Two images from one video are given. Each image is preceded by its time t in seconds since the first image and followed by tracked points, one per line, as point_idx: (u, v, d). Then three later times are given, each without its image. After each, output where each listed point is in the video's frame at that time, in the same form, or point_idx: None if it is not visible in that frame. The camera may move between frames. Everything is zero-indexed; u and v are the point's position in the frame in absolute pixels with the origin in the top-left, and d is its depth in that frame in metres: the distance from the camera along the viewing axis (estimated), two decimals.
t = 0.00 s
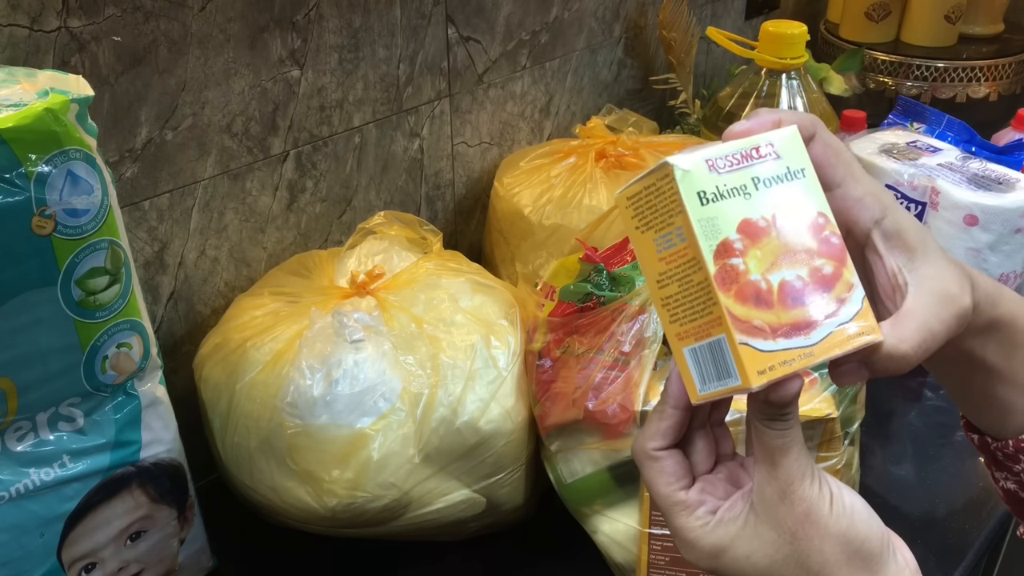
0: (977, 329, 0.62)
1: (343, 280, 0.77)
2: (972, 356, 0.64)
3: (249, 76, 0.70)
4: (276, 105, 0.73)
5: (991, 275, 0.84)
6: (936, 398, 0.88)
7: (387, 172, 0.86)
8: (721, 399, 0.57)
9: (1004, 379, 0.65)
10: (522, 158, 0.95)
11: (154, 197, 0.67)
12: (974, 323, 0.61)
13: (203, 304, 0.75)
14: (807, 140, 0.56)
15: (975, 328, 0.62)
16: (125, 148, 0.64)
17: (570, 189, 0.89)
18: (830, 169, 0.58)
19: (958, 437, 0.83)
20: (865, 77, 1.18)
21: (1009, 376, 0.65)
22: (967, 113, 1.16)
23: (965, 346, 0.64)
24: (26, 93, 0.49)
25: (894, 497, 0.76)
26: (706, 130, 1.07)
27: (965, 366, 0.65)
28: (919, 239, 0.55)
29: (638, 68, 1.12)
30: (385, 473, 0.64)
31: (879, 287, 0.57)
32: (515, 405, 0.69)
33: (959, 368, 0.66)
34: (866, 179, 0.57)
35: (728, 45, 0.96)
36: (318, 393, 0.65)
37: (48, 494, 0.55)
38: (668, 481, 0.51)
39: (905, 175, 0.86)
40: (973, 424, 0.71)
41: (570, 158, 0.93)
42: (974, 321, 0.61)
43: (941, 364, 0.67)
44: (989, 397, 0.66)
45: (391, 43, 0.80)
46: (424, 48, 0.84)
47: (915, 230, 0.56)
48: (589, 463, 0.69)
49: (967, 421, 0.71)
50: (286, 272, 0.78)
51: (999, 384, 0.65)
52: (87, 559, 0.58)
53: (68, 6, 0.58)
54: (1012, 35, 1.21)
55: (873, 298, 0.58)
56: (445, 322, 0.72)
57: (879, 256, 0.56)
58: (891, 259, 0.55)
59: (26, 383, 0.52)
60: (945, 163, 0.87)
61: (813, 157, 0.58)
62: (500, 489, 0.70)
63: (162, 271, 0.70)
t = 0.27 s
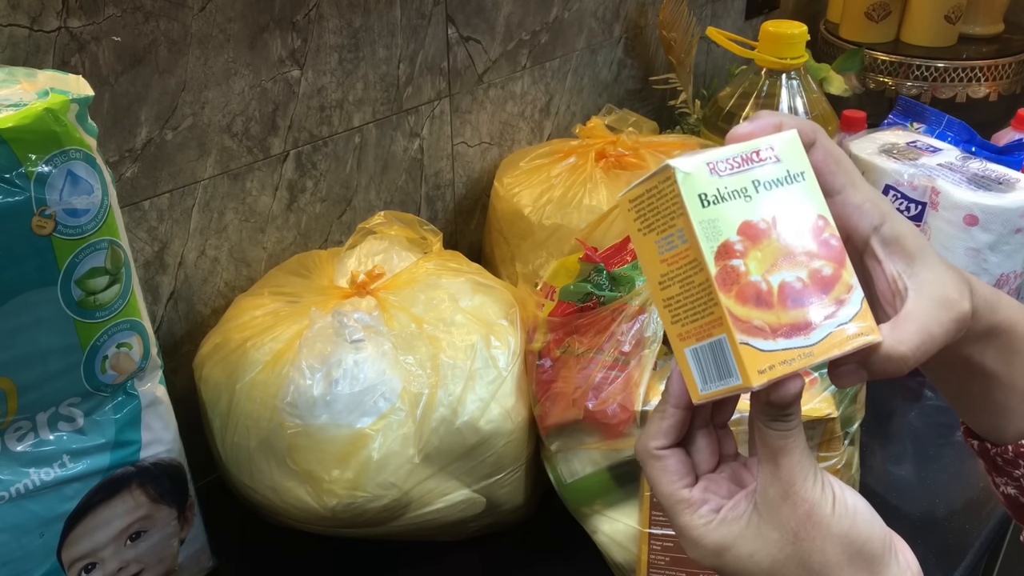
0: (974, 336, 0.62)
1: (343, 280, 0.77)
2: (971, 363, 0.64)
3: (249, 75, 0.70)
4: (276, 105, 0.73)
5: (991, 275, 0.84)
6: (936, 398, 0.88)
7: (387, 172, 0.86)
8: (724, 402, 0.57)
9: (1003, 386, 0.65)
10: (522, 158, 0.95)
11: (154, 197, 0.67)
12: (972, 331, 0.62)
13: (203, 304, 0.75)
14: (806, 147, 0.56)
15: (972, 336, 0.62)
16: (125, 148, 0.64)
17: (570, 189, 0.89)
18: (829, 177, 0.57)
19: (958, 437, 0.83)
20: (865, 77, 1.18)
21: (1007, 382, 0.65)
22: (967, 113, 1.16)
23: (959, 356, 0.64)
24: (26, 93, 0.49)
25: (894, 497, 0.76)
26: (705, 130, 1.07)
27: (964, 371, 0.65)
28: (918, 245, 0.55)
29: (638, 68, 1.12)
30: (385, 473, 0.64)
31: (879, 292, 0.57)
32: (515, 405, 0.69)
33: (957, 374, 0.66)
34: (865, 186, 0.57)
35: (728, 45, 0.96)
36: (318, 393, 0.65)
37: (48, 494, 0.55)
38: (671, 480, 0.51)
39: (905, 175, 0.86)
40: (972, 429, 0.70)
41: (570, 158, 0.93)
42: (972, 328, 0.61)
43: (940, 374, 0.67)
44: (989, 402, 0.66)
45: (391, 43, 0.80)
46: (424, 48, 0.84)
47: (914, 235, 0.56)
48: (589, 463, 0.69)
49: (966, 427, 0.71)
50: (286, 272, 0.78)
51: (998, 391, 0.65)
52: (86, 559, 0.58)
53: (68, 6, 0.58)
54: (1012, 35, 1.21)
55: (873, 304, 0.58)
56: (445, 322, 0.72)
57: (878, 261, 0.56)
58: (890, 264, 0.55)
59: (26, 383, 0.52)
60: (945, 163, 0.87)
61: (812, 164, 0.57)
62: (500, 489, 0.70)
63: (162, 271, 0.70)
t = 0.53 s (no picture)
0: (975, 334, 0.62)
1: (343, 280, 0.77)
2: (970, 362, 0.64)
3: (249, 76, 0.70)
4: (276, 105, 0.73)
5: (991, 275, 0.84)
6: (936, 398, 0.88)
7: (387, 172, 0.86)
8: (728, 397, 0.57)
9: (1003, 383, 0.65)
10: (522, 158, 0.95)
11: (154, 197, 0.67)
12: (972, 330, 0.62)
13: (203, 304, 0.75)
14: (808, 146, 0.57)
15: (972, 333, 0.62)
16: (125, 148, 0.64)
17: (570, 189, 0.89)
18: (832, 176, 0.57)
19: (958, 437, 0.83)
20: (865, 77, 1.18)
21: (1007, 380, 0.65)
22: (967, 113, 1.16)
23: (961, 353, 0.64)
24: (26, 93, 0.49)
25: (894, 497, 0.76)
26: (706, 130, 1.07)
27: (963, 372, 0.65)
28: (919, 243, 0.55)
29: (638, 68, 1.12)
30: (385, 473, 0.64)
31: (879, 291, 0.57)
32: (515, 405, 0.69)
33: (956, 374, 0.66)
34: (867, 186, 0.57)
35: (728, 45, 0.96)
36: (318, 393, 0.65)
37: (48, 494, 0.55)
38: (678, 472, 0.51)
39: (905, 175, 0.86)
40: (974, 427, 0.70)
41: (570, 158, 0.93)
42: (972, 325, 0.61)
43: (939, 373, 0.67)
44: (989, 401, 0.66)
45: (391, 43, 0.80)
46: (424, 48, 0.84)
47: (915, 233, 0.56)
48: (589, 463, 0.69)
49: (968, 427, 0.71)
50: (286, 272, 0.78)
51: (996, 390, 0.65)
52: (87, 559, 0.58)
53: (68, 6, 0.58)
54: (1012, 35, 1.21)
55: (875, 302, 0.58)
56: (445, 322, 0.72)
57: (879, 259, 0.56)
58: (891, 262, 0.55)
59: (26, 383, 0.52)
60: (945, 163, 0.87)
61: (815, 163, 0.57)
62: (500, 490, 0.70)
63: (162, 271, 0.70)
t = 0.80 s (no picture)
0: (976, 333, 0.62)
1: (343, 280, 0.77)
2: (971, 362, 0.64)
3: (249, 76, 0.70)
4: (276, 105, 0.73)
5: (991, 275, 0.84)
6: (936, 398, 0.88)
7: (387, 172, 0.86)
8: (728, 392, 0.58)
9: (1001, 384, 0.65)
10: (522, 158, 0.95)
11: (154, 197, 0.67)
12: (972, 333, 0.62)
13: (203, 304, 0.75)
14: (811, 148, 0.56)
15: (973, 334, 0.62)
16: (125, 148, 0.64)
17: (570, 189, 0.89)
18: (833, 177, 0.57)
19: (958, 437, 0.83)
20: (865, 77, 1.18)
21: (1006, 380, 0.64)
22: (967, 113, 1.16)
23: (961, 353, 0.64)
24: (27, 93, 0.49)
25: (894, 497, 0.76)
26: (705, 130, 1.07)
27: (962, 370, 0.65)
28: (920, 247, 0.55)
29: (638, 68, 1.12)
30: (385, 472, 0.64)
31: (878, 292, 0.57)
32: (515, 405, 0.69)
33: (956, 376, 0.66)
34: (868, 189, 0.57)
35: (728, 45, 0.96)
36: (318, 393, 0.65)
37: (48, 494, 0.55)
38: (681, 465, 0.51)
39: (905, 175, 0.86)
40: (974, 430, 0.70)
41: (570, 158, 0.93)
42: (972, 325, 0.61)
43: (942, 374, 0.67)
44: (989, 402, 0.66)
45: (391, 43, 0.80)
46: (424, 48, 0.84)
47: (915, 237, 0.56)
48: (589, 463, 0.69)
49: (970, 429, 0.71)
50: (286, 272, 0.78)
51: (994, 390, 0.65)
52: (87, 559, 0.58)
53: (68, 6, 0.58)
54: (1012, 35, 1.21)
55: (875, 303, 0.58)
56: (445, 322, 0.72)
57: (879, 261, 0.56)
58: (891, 263, 0.55)
59: (26, 383, 0.52)
60: (945, 163, 0.87)
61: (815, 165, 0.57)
62: (500, 489, 0.70)
63: (162, 271, 0.70)
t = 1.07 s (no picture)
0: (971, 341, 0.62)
1: (343, 280, 0.77)
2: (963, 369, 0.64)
3: (249, 76, 0.70)
4: (276, 105, 0.73)
5: (991, 275, 0.84)
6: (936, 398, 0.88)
7: (387, 172, 0.86)
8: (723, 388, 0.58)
9: (992, 394, 0.65)
10: (522, 158, 0.95)
11: (154, 197, 0.67)
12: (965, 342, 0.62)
13: (203, 304, 0.75)
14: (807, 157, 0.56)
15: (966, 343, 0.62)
16: (125, 148, 0.64)
17: (570, 189, 0.89)
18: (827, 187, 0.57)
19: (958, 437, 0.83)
20: (865, 77, 1.18)
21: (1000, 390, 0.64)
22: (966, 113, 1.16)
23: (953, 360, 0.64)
24: (26, 93, 0.49)
25: (894, 497, 0.76)
26: (705, 130, 1.07)
27: (955, 378, 0.66)
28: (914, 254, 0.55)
29: (638, 68, 1.12)
30: (386, 472, 0.64)
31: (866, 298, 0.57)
32: (515, 405, 0.69)
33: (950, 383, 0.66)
34: (863, 199, 0.57)
35: (728, 45, 0.96)
36: (318, 393, 0.65)
37: (48, 494, 0.55)
38: (677, 461, 0.51)
39: (905, 175, 0.86)
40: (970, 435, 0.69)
41: (570, 158, 0.93)
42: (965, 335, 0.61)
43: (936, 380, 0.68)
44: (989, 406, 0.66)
45: (391, 43, 0.80)
46: (424, 48, 0.84)
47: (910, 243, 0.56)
48: (589, 463, 0.69)
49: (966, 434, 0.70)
50: (286, 272, 0.78)
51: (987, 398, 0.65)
52: (87, 559, 0.58)
53: (68, 6, 0.58)
54: (1012, 35, 1.21)
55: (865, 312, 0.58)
56: (445, 322, 0.72)
57: (870, 269, 0.56)
58: (882, 271, 0.56)
59: (26, 383, 0.52)
60: (945, 163, 0.87)
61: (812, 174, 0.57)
62: (500, 489, 0.70)
63: (162, 271, 0.70)
